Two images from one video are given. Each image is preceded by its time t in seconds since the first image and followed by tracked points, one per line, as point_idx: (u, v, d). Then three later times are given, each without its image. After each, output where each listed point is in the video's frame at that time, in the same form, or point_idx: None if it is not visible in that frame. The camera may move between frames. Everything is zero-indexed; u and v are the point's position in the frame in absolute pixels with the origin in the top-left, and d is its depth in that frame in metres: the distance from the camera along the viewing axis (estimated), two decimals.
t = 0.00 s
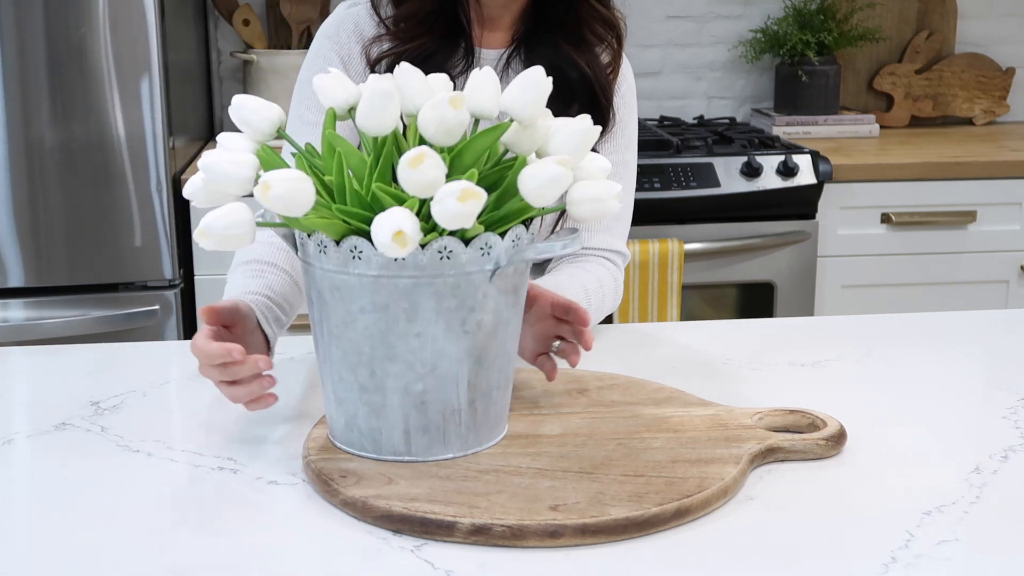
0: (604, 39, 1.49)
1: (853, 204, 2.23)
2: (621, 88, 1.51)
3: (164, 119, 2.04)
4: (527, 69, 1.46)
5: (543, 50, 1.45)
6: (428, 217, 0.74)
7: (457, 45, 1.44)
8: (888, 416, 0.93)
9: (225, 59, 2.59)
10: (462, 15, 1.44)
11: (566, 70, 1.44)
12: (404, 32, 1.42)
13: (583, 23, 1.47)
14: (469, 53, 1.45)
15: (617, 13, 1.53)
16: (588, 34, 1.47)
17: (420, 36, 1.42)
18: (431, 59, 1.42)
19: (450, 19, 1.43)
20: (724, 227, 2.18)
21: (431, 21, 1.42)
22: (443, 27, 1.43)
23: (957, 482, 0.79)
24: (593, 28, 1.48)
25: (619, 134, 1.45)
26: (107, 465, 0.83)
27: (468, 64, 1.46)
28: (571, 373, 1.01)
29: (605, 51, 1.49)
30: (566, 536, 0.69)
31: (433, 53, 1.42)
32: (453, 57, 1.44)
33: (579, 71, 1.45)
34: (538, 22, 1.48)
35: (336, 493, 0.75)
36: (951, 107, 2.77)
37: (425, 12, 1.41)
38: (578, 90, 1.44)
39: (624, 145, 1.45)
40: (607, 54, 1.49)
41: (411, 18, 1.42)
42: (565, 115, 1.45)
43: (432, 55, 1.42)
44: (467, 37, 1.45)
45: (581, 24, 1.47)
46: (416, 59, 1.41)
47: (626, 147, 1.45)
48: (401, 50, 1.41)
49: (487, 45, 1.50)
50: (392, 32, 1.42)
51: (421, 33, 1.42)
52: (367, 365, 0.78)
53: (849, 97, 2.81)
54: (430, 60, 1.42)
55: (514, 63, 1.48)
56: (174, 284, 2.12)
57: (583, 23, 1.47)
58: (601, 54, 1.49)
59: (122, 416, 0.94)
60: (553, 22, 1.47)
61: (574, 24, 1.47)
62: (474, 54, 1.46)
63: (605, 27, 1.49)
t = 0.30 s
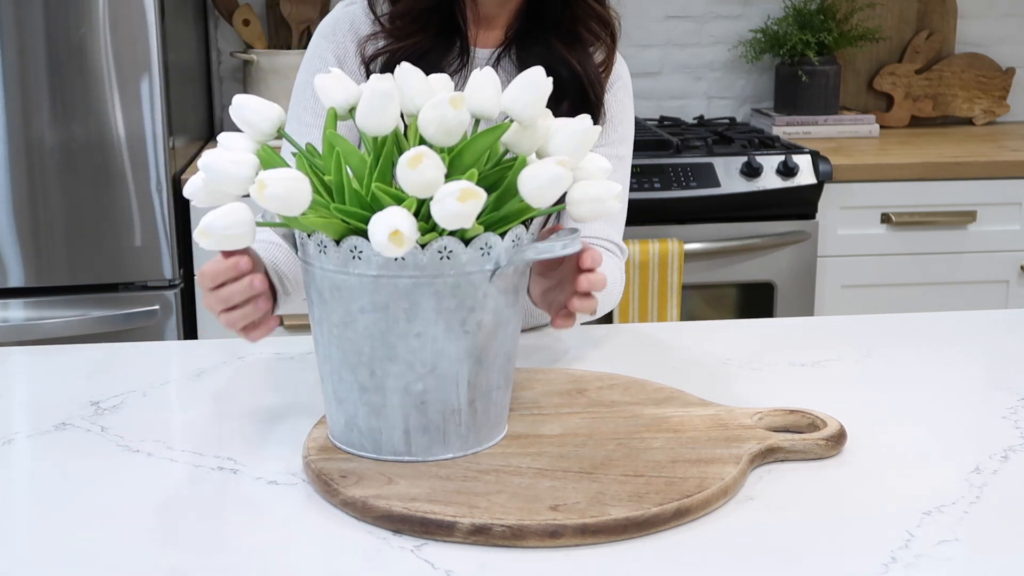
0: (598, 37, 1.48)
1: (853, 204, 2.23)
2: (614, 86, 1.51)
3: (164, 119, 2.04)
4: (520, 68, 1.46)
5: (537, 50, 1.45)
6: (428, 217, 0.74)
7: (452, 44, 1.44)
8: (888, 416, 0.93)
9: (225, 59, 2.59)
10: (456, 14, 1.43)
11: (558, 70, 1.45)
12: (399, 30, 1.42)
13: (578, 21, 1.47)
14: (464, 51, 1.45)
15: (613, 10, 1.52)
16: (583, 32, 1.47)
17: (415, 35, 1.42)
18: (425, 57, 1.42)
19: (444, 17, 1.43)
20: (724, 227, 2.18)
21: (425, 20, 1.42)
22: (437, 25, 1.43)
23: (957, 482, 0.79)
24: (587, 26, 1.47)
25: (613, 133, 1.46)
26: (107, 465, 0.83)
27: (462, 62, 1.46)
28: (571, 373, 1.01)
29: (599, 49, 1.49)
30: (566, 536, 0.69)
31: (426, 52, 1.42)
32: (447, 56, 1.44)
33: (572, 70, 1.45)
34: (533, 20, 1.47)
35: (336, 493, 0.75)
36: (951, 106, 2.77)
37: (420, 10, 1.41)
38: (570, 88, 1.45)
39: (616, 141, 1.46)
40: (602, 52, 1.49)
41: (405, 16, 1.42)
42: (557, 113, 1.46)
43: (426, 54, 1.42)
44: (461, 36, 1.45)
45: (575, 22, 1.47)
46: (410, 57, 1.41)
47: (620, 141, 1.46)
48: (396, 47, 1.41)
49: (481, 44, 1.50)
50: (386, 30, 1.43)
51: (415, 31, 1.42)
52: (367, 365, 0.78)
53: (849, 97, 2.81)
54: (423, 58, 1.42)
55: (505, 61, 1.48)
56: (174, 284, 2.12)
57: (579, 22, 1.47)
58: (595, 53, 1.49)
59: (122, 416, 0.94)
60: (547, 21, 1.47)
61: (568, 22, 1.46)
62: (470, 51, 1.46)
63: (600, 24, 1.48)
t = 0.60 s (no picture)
0: (593, 32, 1.49)
1: (853, 204, 2.23)
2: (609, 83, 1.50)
3: (164, 119, 2.04)
4: (516, 67, 1.46)
5: (532, 49, 1.45)
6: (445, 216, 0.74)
7: (448, 43, 1.44)
8: (888, 416, 0.93)
9: (226, 59, 2.59)
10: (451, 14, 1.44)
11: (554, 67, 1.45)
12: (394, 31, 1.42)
13: (571, 17, 1.47)
14: (460, 51, 1.45)
15: (607, 5, 1.53)
16: (577, 28, 1.48)
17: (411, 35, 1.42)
18: (421, 57, 1.42)
19: (439, 18, 1.43)
20: (724, 227, 2.18)
21: (419, 22, 1.42)
22: (433, 26, 1.43)
23: (957, 482, 0.79)
24: (581, 22, 1.48)
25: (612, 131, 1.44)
26: (107, 465, 0.83)
27: (459, 61, 1.46)
28: (571, 373, 1.01)
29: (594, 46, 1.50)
30: (566, 536, 0.69)
31: (423, 51, 1.42)
32: (444, 55, 1.44)
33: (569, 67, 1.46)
34: (527, 18, 1.47)
35: (336, 493, 0.75)
36: (951, 106, 2.77)
37: (415, 12, 1.42)
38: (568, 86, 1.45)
39: (616, 137, 1.43)
40: (597, 49, 1.50)
41: (401, 18, 1.42)
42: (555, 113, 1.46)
43: (423, 54, 1.42)
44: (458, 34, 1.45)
45: (569, 19, 1.47)
46: (407, 57, 1.41)
47: (620, 138, 1.44)
48: (391, 48, 1.41)
49: (476, 44, 1.50)
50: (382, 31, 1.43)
51: (412, 32, 1.42)
52: (387, 365, 0.77)
53: (849, 97, 2.81)
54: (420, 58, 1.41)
55: (501, 61, 1.48)
56: (174, 284, 2.12)
57: (571, 18, 1.47)
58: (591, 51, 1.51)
59: (122, 416, 0.94)
60: (542, 18, 1.47)
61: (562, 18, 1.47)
62: (465, 50, 1.46)
63: (594, 20, 1.49)
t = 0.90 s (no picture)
0: (593, 31, 1.49)
1: (853, 204, 2.23)
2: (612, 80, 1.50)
3: (164, 119, 2.04)
4: (518, 66, 1.47)
5: (533, 47, 1.45)
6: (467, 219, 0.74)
7: (450, 43, 1.44)
8: (888, 416, 0.93)
9: (225, 59, 2.59)
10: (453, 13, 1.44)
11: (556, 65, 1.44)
12: (397, 33, 1.42)
13: (571, 16, 1.48)
14: (462, 51, 1.45)
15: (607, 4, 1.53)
16: (577, 27, 1.48)
17: (415, 36, 1.42)
18: (424, 57, 1.43)
19: (441, 20, 1.44)
20: (724, 227, 2.18)
21: (422, 23, 1.42)
22: (436, 27, 1.43)
23: (957, 482, 0.79)
24: (581, 21, 1.49)
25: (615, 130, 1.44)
26: (107, 465, 0.83)
27: (462, 62, 1.46)
28: (571, 372, 1.01)
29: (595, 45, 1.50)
30: (566, 536, 0.69)
31: (427, 52, 1.42)
32: (447, 56, 1.44)
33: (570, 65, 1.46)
34: (528, 17, 1.47)
35: (336, 493, 0.75)
36: (951, 106, 2.77)
37: (417, 13, 1.42)
38: (570, 84, 1.44)
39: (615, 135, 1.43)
40: (598, 48, 1.50)
41: (403, 19, 1.42)
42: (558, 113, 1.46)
43: (426, 54, 1.42)
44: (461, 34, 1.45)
45: (570, 19, 1.48)
46: (410, 58, 1.41)
47: (620, 136, 1.44)
48: (396, 48, 1.41)
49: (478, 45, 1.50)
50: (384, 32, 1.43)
51: (415, 33, 1.42)
52: (409, 371, 0.77)
53: (849, 97, 2.81)
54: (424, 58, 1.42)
55: (503, 60, 1.48)
56: (174, 284, 2.12)
57: (572, 17, 1.48)
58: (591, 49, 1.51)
59: (122, 416, 0.94)
60: (542, 17, 1.47)
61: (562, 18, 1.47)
62: (468, 51, 1.46)
63: (594, 19, 1.49)
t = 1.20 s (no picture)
0: (602, 34, 1.49)
1: (853, 204, 2.23)
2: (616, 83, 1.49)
3: (164, 119, 2.04)
4: (525, 67, 1.46)
5: (539, 48, 1.45)
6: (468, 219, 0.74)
7: (454, 45, 1.45)
8: (888, 416, 0.93)
9: (225, 59, 2.59)
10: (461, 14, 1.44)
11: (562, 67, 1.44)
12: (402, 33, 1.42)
13: (580, 19, 1.47)
14: (467, 52, 1.46)
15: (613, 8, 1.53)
16: (585, 30, 1.48)
17: (421, 36, 1.42)
18: (429, 59, 1.43)
19: (448, 20, 1.44)
20: (724, 227, 2.18)
21: (429, 23, 1.43)
22: (442, 27, 1.43)
23: (957, 482, 0.79)
24: (591, 24, 1.48)
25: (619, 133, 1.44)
26: (107, 466, 0.83)
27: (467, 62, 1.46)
28: (571, 373, 1.01)
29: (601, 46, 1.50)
30: (566, 536, 0.69)
31: (433, 53, 1.42)
32: (451, 57, 1.44)
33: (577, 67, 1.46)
34: (535, 19, 1.47)
35: (336, 493, 0.75)
36: (951, 106, 2.77)
37: (424, 13, 1.42)
38: (576, 86, 1.45)
39: (619, 142, 1.42)
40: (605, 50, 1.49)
41: (410, 18, 1.42)
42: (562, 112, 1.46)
43: (431, 55, 1.42)
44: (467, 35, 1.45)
45: (578, 21, 1.47)
46: (415, 58, 1.41)
47: (624, 142, 1.43)
48: (400, 49, 1.41)
49: (484, 44, 1.49)
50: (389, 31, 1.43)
51: (421, 33, 1.42)
52: (409, 371, 0.77)
53: (849, 97, 2.81)
54: (429, 59, 1.42)
55: (510, 61, 1.48)
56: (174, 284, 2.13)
57: (580, 19, 1.48)
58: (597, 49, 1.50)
59: (122, 416, 0.94)
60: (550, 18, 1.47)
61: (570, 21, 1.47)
62: (473, 52, 1.47)
63: (603, 22, 1.49)
